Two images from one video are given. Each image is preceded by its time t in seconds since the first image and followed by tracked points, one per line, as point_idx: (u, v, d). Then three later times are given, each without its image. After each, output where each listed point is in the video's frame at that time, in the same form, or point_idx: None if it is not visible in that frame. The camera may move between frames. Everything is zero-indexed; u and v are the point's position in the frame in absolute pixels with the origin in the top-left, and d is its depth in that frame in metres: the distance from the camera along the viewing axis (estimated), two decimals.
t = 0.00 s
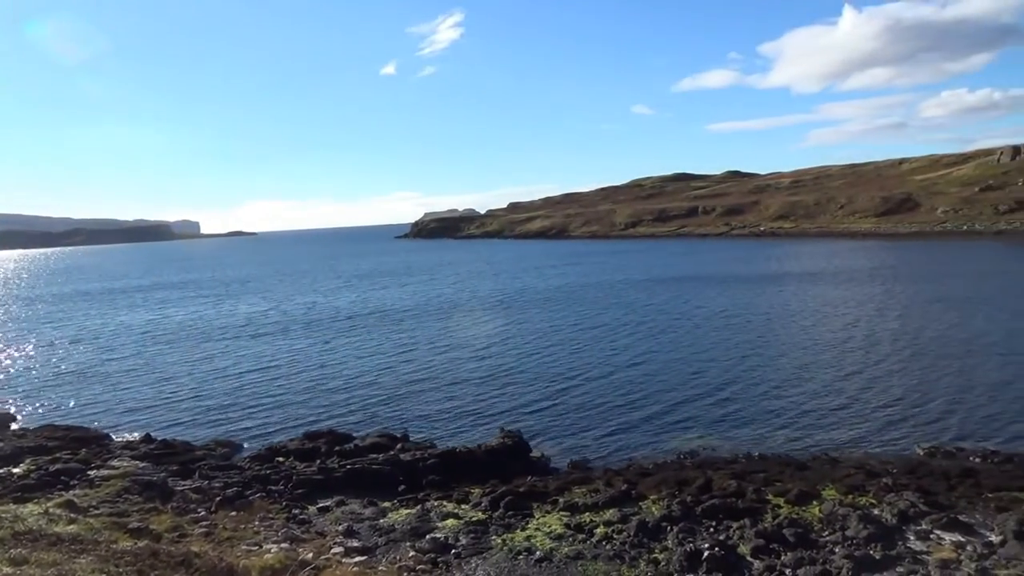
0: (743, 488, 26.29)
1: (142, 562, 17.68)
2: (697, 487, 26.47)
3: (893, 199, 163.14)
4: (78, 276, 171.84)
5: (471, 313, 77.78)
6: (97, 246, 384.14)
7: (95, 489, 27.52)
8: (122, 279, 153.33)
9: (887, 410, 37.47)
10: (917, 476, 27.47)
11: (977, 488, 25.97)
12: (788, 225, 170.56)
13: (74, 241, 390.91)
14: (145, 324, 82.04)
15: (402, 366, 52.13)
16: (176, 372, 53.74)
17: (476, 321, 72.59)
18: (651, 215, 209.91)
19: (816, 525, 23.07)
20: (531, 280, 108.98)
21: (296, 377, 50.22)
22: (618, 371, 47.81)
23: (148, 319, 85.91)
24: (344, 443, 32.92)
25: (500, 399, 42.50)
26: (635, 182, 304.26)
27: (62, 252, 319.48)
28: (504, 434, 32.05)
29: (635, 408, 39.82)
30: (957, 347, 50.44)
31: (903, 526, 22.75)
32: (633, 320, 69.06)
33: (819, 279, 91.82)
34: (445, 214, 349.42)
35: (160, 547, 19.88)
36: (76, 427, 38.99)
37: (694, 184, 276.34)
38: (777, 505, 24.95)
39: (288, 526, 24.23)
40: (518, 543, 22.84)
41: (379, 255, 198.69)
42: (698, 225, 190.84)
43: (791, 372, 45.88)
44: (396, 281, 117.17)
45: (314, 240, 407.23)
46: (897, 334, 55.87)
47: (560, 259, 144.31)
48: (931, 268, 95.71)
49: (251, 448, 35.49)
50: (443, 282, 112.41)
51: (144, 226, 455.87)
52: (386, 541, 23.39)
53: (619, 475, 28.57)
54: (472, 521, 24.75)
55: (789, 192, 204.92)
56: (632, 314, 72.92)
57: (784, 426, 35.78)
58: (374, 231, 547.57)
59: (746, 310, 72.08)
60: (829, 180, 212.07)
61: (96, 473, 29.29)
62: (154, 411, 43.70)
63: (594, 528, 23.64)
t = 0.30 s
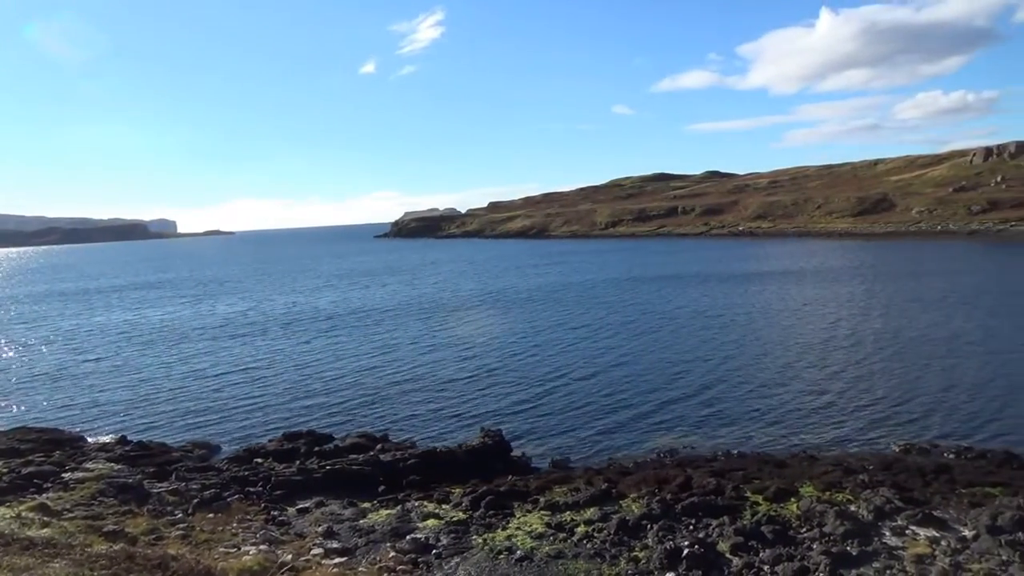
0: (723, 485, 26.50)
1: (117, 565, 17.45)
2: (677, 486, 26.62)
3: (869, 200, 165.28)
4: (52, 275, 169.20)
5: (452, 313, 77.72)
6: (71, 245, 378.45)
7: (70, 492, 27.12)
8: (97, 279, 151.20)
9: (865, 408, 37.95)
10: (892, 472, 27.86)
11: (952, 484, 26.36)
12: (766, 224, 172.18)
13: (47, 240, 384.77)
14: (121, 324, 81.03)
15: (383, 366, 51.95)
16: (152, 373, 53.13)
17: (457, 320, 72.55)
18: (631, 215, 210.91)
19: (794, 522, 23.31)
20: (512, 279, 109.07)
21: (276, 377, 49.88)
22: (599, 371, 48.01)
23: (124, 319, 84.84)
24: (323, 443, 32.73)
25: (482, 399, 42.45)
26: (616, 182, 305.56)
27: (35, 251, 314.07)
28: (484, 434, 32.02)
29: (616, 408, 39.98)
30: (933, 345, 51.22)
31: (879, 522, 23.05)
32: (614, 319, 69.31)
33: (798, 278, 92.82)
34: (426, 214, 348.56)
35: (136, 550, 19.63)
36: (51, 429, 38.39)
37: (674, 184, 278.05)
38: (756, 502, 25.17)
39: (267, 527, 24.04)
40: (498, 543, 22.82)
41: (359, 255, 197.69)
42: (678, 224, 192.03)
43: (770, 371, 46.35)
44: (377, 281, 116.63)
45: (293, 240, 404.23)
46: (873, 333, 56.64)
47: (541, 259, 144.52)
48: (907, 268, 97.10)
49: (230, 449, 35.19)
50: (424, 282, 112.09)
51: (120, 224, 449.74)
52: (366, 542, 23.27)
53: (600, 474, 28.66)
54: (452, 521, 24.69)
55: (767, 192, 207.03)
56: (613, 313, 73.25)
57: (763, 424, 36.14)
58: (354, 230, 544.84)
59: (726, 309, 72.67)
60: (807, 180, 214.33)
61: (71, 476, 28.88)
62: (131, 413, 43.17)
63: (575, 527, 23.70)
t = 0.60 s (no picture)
0: (698, 483, 26.73)
1: (87, 571, 17.14)
2: (653, 484, 26.79)
3: (841, 200, 167.59)
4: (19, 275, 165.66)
5: (429, 313, 77.53)
6: (39, 244, 371.14)
7: (37, 496, 26.59)
8: (66, 279, 148.39)
9: (838, 405, 38.51)
10: (864, 468, 28.31)
11: (921, 479, 26.87)
12: (740, 224, 173.88)
13: (14, 240, 377.01)
14: (91, 325, 79.65)
15: (359, 367, 51.66)
16: (124, 374, 52.29)
17: (434, 320, 72.39)
18: (607, 215, 211.87)
19: (768, 519, 23.58)
20: (489, 279, 109.03)
21: (250, 378, 49.37)
22: (576, 370, 48.17)
23: (94, 320, 83.40)
24: (299, 445, 32.47)
25: (461, 399, 42.41)
26: (592, 182, 306.81)
27: None
28: (461, 433, 31.98)
29: (593, 406, 40.14)
30: (904, 343, 52.14)
31: (851, 517, 23.40)
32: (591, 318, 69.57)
33: (771, 277, 93.95)
34: (402, 213, 347.21)
35: (107, 555, 19.30)
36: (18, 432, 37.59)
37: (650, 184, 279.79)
38: (731, 499, 25.42)
39: (241, 530, 23.78)
40: (475, 543, 22.80)
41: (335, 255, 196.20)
42: (653, 224, 193.22)
43: (745, 369, 46.84)
44: (352, 281, 115.89)
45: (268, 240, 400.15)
46: (847, 331, 57.43)
47: (517, 258, 144.65)
48: (877, 267, 98.68)
49: (203, 450, 34.77)
50: (401, 281, 111.59)
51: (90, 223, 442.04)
52: (342, 543, 23.12)
53: (577, 473, 28.77)
54: (429, 521, 24.62)
55: (742, 192, 209.11)
56: (590, 312, 73.57)
57: (738, 422, 36.50)
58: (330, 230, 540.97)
59: (703, 308, 73.22)
60: (780, 181, 216.84)
61: (39, 480, 28.33)
62: (101, 415, 42.43)
63: (552, 526, 23.76)
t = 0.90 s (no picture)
0: (673, 481, 26.93)
1: None
2: (628, 483, 26.93)
3: (813, 201, 169.83)
4: None
5: (406, 312, 77.23)
6: (5, 243, 363.78)
7: (2, 500, 26.03)
8: (34, 278, 145.55)
9: (811, 403, 39.00)
10: (836, 466, 28.70)
11: (891, 476, 27.33)
12: (715, 224, 175.60)
13: None
14: (60, 325, 78.23)
15: (335, 367, 51.30)
16: (94, 375, 51.41)
17: (410, 319, 72.13)
18: (583, 215, 212.63)
19: (741, 516, 23.83)
20: (465, 278, 108.89)
21: (224, 379, 48.79)
22: (553, 370, 48.25)
23: (63, 320, 81.95)
24: (273, 446, 32.16)
25: (437, 399, 42.27)
26: (568, 181, 307.88)
27: None
28: (437, 433, 31.86)
29: (569, 406, 40.25)
30: (876, 341, 52.95)
31: (823, 514, 23.71)
32: (568, 318, 69.84)
33: (744, 277, 94.98)
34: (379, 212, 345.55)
35: (75, 559, 18.96)
36: None
37: (626, 184, 281.29)
38: (705, 497, 25.64)
39: (213, 533, 23.49)
40: (451, 543, 22.75)
41: (310, 254, 194.67)
42: (629, 224, 194.47)
43: (720, 367, 47.23)
44: (327, 281, 114.99)
45: (242, 239, 395.96)
46: (821, 330, 58.17)
47: (493, 257, 144.58)
48: (848, 266, 100.12)
49: (175, 452, 34.30)
50: (377, 281, 111.06)
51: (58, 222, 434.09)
52: (317, 545, 22.95)
53: (553, 472, 28.84)
54: (405, 522, 24.52)
55: (716, 192, 211.12)
56: (566, 312, 73.82)
57: (712, 421, 36.83)
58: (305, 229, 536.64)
59: (679, 307, 73.71)
60: (754, 181, 219.24)
61: (4, 483, 27.74)
62: (70, 417, 41.66)
63: (528, 525, 23.80)
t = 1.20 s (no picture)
0: (653, 480, 27.07)
1: None
2: (609, 482, 27.03)
3: (792, 202, 171.54)
4: None
5: (387, 312, 76.97)
6: None
7: None
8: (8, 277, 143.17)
9: (791, 403, 39.39)
10: (814, 464, 29.01)
11: (868, 474, 27.68)
12: (695, 225, 176.87)
13: None
14: (35, 325, 77.08)
15: (316, 367, 51.02)
16: (69, 376, 50.72)
17: (391, 319, 71.91)
18: (565, 215, 213.13)
19: (721, 514, 24.00)
20: (447, 278, 108.74)
21: (203, 379, 48.35)
22: (535, 369, 48.34)
23: (38, 320, 80.74)
24: (252, 446, 31.90)
25: (421, 399, 42.16)
26: (550, 181, 308.56)
27: None
28: (418, 433, 31.76)
29: (552, 406, 40.37)
30: (854, 341, 53.61)
31: (801, 512, 23.98)
32: (550, 318, 70.01)
33: (725, 277, 95.75)
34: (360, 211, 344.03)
35: (50, 562, 18.68)
36: None
37: (607, 184, 282.37)
38: (685, 495, 25.80)
39: (191, 534, 23.25)
40: (432, 543, 22.70)
41: (290, 253, 193.33)
42: (610, 224, 195.32)
43: (701, 367, 47.55)
44: (307, 280, 114.25)
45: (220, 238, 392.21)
46: (802, 329, 58.78)
47: (475, 257, 144.45)
48: (827, 267, 101.28)
49: (152, 453, 33.91)
50: (358, 280, 110.62)
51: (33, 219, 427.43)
52: (296, 546, 22.80)
53: (534, 471, 28.87)
54: (386, 522, 24.44)
55: (696, 193, 212.68)
56: (549, 312, 74.00)
57: (693, 420, 37.10)
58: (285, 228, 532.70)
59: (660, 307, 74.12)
60: (734, 182, 221.09)
61: None
62: (44, 419, 41.05)
63: (509, 525, 23.79)
